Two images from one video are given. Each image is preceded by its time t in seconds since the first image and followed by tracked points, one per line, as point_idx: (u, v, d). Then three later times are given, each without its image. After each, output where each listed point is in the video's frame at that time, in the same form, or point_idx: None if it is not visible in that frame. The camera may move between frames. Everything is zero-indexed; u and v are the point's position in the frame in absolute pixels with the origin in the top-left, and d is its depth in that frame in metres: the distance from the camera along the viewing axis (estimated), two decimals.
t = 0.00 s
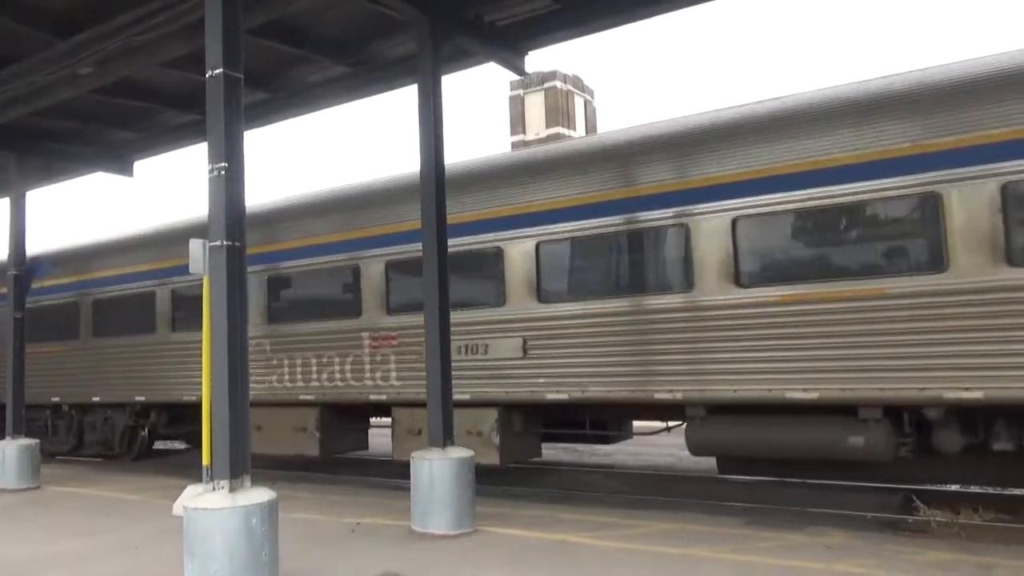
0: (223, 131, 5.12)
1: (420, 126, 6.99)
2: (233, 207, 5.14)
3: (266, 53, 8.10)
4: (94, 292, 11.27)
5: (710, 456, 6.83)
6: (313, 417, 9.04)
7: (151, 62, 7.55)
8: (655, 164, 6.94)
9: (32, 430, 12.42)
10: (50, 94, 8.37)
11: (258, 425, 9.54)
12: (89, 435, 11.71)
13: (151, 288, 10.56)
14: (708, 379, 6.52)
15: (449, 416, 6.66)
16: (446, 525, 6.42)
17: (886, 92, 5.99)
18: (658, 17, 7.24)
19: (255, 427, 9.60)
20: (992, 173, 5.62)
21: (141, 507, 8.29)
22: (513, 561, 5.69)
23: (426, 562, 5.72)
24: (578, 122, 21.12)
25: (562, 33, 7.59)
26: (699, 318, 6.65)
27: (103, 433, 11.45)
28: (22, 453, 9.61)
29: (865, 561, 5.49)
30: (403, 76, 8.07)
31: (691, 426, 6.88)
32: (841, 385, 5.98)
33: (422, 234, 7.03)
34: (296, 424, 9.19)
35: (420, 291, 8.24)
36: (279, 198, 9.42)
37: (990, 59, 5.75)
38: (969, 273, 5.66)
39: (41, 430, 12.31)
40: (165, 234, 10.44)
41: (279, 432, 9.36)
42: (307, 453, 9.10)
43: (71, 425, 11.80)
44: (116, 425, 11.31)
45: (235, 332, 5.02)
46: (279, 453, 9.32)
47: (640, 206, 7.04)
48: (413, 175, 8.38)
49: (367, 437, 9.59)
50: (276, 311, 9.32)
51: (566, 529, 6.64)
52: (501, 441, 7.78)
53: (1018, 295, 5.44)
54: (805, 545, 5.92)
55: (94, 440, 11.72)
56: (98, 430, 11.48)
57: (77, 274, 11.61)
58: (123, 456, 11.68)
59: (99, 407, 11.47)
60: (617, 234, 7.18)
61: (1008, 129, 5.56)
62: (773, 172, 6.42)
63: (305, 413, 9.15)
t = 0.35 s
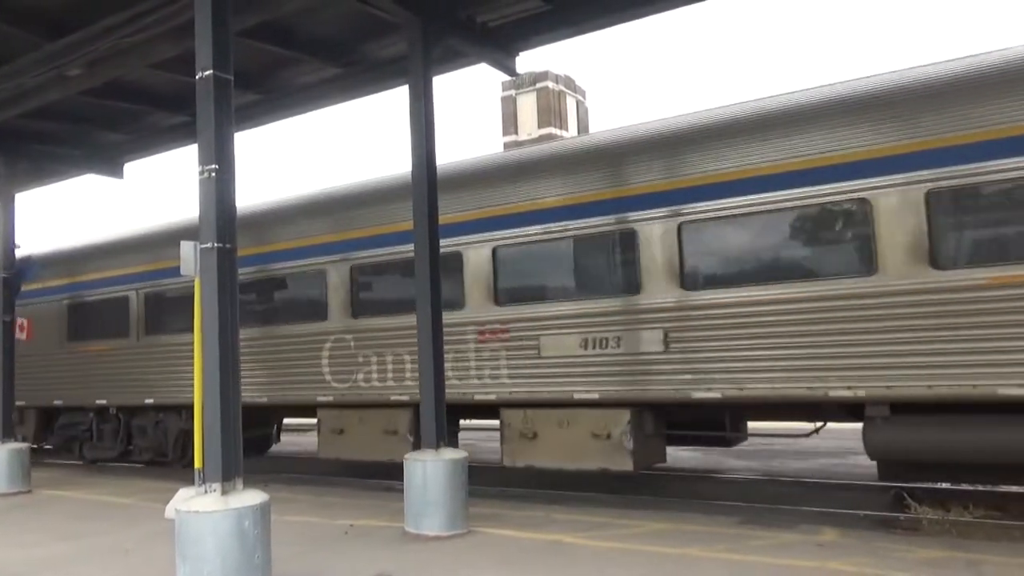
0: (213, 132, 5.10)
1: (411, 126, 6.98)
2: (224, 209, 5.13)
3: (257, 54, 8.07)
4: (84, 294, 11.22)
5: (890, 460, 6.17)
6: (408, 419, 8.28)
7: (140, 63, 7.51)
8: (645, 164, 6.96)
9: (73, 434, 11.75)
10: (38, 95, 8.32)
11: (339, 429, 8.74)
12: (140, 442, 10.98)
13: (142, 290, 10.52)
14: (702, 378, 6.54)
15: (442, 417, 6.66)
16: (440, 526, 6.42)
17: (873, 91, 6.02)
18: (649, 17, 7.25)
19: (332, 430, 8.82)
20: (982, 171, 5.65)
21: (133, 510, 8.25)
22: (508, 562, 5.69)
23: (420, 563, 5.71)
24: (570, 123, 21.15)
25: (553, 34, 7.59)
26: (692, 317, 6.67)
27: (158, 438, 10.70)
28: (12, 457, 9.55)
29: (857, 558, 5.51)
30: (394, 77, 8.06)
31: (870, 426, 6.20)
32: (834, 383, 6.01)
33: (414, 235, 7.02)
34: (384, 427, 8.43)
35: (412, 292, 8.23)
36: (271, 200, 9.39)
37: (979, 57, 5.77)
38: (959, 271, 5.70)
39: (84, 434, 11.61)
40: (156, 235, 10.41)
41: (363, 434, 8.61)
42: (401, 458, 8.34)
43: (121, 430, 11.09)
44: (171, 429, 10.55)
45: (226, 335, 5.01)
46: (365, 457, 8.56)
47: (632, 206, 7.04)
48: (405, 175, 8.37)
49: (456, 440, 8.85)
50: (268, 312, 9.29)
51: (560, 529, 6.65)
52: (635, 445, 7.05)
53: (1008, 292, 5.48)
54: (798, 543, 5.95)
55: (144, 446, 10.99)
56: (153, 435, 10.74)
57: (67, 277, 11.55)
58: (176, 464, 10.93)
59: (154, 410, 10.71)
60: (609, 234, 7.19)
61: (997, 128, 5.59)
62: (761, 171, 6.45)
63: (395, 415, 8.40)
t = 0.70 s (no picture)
0: (211, 135, 5.10)
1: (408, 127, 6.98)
2: (222, 212, 5.13)
3: (253, 56, 8.07)
4: (83, 298, 11.23)
5: None
6: (533, 419, 7.62)
7: (137, 66, 7.51)
8: (642, 163, 6.97)
9: (136, 438, 11.04)
10: (36, 99, 8.32)
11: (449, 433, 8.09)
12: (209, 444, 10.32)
13: (142, 293, 10.53)
14: (702, 377, 6.56)
15: (443, 418, 6.66)
16: (440, 527, 6.42)
17: (870, 90, 6.02)
18: (645, 17, 7.26)
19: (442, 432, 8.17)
20: (978, 168, 5.66)
21: (133, 513, 8.25)
22: (507, 562, 5.69)
23: (420, 564, 5.71)
24: (568, 122, 21.16)
25: (550, 34, 7.59)
26: (692, 316, 6.68)
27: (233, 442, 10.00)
28: (13, 461, 9.54)
29: (857, 556, 5.52)
30: (392, 78, 8.06)
31: None
32: (834, 380, 6.03)
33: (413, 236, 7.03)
34: (502, 429, 7.77)
35: (411, 293, 8.23)
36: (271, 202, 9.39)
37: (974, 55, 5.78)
38: (956, 269, 5.72)
39: (147, 439, 10.91)
40: (155, 239, 10.42)
41: (478, 436, 7.91)
42: (524, 463, 7.65)
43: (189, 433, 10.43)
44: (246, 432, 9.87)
45: (226, 337, 5.01)
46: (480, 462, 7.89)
47: (630, 205, 7.05)
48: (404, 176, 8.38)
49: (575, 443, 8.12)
50: (268, 314, 9.30)
51: (560, 529, 6.65)
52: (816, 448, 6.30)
53: (1006, 290, 5.49)
54: (796, 542, 5.95)
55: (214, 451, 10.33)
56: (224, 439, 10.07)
57: (65, 281, 11.56)
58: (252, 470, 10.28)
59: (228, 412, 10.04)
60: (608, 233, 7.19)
61: (992, 124, 5.60)
62: (758, 169, 6.47)
63: (514, 416, 7.71)
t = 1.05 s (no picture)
0: (230, 139, 5.16)
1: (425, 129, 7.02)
2: (242, 215, 5.18)
3: (271, 60, 8.13)
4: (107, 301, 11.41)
5: None
6: (708, 419, 6.70)
7: (158, 72, 7.60)
8: (660, 162, 6.95)
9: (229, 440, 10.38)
10: (59, 107, 8.45)
11: (605, 434, 7.17)
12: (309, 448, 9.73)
13: (165, 297, 10.66)
14: (722, 377, 6.52)
15: (462, 419, 6.68)
16: (460, 527, 6.44)
17: (886, 87, 6.04)
18: (661, 15, 7.24)
19: (592, 435, 7.26)
20: (1000, 164, 5.59)
21: (158, 514, 8.35)
22: (526, 563, 5.70)
23: (441, 564, 5.74)
24: (586, 123, 21.15)
25: (565, 34, 7.60)
26: (711, 316, 6.64)
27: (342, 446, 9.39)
28: (42, 461, 9.71)
29: (881, 557, 5.46)
30: (408, 81, 8.11)
31: None
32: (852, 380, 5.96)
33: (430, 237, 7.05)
34: (670, 430, 6.86)
35: (429, 294, 8.27)
36: (291, 205, 9.48)
37: (996, 52, 5.75)
38: (980, 267, 5.65)
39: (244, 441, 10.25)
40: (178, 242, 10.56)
41: (638, 440, 7.01)
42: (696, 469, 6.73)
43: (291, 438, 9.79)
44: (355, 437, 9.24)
45: (248, 339, 5.07)
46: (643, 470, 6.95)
47: (647, 204, 7.03)
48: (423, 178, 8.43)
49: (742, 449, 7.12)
50: (287, 317, 9.36)
51: (580, 530, 6.64)
52: None
53: None
54: (818, 542, 5.91)
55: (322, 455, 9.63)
56: (330, 443, 9.47)
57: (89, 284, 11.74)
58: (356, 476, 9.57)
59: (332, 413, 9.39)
60: (625, 233, 7.17)
61: (1015, 120, 5.54)
62: (777, 167, 6.42)
63: (684, 415, 6.80)
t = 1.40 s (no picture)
0: (261, 142, 5.25)
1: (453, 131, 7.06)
2: (274, 217, 5.26)
3: (302, 64, 8.24)
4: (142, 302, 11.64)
5: None
6: (946, 422, 5.82)
7: (192, 77, 7.74)
8: (690, 163, 6.91)
9: (346, 441, 9.84)
10: (97, 112, 8.64)
11: (813, 438, 6.32)
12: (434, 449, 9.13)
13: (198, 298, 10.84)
14: (752, 379, 6.46)
15: (489, 420, 6.71)
16: (488, 527, 6.47)
17: (919, 84, 5.95)
18: (689, 14, 7.19)
19: (795, 439, 6.41)
20: None
21: (192, 511, 8.50)
22: (553, 563, 5.71)
23: (468, 564, 5.77)
24: (615, 122, 21.08)
25: (593, 34, 7.59)
26: (741, 317, 6.59)
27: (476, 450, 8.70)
28: (81, 458, 9.94)
29: (914, 561, 5.38)
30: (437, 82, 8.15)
31: None
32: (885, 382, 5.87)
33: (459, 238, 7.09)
34: (897, 434, 5.98)
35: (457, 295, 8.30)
36: (322, 207, 9.60)
37: None
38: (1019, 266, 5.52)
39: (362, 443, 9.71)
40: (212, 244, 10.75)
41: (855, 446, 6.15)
42: (933, 480, 5.79)
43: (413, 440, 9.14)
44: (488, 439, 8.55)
45: (279, 340, 5.15)
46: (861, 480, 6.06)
47: (676, 205, 6.99)
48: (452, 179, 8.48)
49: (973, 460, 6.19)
50: (318, 318, 9.46)
51: (608, 530, 6.63)
52: None
53: None
54: (850, 546, 5.84)
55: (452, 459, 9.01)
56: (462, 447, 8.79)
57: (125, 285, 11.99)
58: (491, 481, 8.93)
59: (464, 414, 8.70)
60: (654, 234, 7.14)
61: None
62: (808, 167, 6.34)
63: (914, 417, 5.93)
